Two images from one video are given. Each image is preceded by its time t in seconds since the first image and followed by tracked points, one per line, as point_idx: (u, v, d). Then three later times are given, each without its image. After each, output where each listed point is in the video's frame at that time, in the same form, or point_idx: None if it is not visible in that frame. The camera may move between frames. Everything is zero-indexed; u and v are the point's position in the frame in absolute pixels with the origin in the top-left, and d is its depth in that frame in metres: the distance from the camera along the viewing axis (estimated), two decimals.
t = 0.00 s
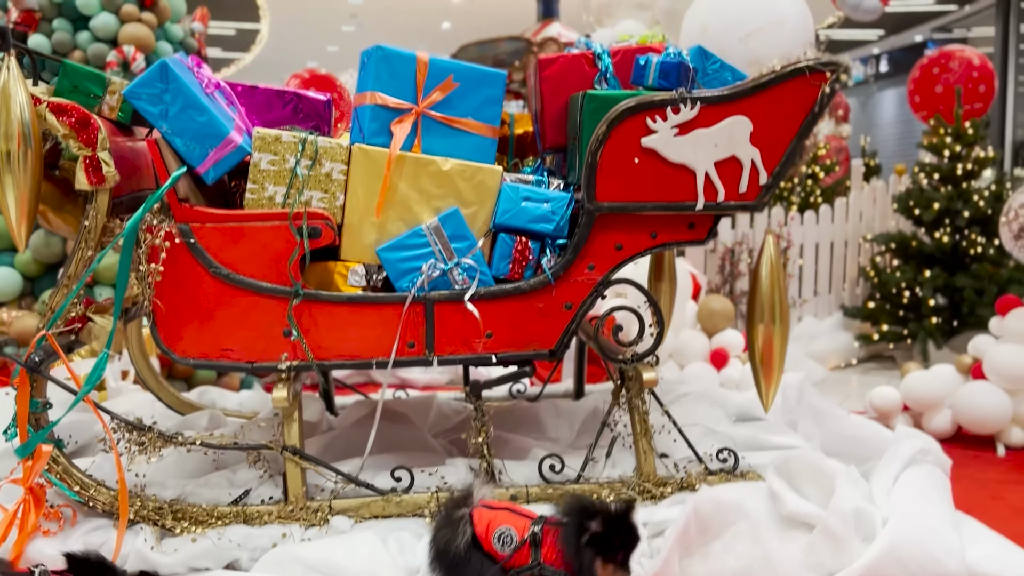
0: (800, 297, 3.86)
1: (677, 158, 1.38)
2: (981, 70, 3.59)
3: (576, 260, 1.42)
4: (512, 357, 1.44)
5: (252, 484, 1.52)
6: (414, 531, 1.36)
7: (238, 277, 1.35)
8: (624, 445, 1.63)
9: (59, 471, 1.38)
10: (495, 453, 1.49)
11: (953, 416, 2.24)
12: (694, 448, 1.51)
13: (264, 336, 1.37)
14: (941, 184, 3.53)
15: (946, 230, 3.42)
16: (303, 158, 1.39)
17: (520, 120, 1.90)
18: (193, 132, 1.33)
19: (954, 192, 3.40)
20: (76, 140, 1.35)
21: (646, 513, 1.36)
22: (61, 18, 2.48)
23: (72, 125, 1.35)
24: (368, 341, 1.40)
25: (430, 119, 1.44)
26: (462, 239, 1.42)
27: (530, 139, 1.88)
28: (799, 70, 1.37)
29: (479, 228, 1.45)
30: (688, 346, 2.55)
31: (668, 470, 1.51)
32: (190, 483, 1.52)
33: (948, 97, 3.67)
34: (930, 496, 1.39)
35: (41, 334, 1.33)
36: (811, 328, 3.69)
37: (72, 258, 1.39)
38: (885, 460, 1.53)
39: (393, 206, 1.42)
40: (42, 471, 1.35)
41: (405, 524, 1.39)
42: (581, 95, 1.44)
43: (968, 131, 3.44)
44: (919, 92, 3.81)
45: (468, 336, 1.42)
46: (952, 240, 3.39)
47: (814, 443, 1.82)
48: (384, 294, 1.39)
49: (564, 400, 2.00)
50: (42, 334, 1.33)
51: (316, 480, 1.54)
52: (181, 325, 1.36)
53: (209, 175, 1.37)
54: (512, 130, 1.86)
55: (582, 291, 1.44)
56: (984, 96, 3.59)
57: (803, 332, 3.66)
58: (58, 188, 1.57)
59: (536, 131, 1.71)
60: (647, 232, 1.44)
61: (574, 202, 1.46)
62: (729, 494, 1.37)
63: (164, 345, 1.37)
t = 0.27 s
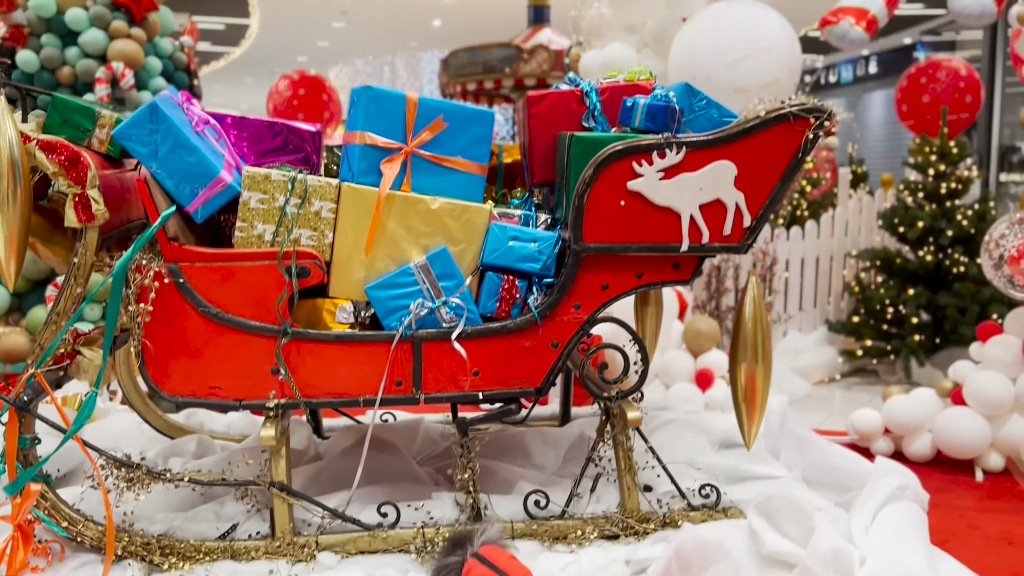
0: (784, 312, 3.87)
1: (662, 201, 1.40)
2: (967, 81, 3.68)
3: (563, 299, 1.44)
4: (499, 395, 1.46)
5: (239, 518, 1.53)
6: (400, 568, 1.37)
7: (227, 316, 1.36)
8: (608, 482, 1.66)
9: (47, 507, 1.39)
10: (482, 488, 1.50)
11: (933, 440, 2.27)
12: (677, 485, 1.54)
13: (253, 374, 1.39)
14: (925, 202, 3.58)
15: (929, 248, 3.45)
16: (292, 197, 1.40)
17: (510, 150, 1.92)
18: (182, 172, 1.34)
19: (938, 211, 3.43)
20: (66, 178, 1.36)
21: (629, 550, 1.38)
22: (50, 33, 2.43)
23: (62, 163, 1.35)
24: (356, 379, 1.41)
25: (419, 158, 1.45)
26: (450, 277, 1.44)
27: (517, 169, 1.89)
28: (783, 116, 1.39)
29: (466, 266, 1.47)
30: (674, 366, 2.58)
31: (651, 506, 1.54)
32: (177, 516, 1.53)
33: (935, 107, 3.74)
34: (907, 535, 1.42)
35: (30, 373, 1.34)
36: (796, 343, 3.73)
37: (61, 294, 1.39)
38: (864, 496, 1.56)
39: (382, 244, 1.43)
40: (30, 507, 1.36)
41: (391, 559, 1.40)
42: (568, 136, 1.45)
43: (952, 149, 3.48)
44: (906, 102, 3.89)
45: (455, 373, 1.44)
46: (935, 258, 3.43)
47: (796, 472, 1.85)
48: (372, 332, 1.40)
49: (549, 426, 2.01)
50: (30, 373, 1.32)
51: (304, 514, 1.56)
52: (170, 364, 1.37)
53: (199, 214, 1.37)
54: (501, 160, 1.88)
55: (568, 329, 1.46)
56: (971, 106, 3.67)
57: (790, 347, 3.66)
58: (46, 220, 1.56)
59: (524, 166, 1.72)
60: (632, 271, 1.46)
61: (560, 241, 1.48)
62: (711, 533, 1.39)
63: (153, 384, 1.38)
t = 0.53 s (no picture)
0: (769, 326, 3.83)
1: (647, 236, 1.42)
2: (951, 91, 3.73)
3: (549, 330, 1.45)
4: (485, 426, 1.47)
5: (224, 548, 1.53)
6: None
7: (214, 348, 1.37)
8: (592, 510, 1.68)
9: (33, 537, 1.39)
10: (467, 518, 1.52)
11: (913, 460, 2.30)
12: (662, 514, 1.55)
13: (239, 406, 1.39)
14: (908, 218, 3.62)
15: (911, 264, 3.49)
16: (280, 228, 1.40)
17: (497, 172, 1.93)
18: (170, 205, 1.34)
19: (920, 228, 3.48)
20: (53, 209, 1.36)
21: None
22: (36, 48, 2.35)
23: (49, 194, 1.35)
24: (342, 410, 1.42)
25: (407, 189, 1.46)
26: (436, 309, 1.45)
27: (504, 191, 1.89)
28: (767, 152, 1.41)
29: (453, 297, 1.48)
30: (659, 384, 2.60)
31: (635, 535, 1.55)
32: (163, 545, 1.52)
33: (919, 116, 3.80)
34: (884, 563, 1.46)
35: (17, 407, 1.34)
36: (779, 356, 3.77)
37: (48, 325, 1.39)
38: (844, 525, 1.58)
39: (369, 275, 1.44)
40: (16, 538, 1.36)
41: None
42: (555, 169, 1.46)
43: (934, 167, 3.53)
44: (890, 110, 3.97)
45: (441, 405, 1.45)
46: (917, 274, 3.48)
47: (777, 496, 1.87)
48: (358, 364, 1.41)
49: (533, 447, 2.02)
50: (16, 406, 1.32)
51: (290, 543, 1.57)
52: (156, 395, 1.37)
53: (187, 245, 1.38)
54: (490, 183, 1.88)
55: (553, 360, 1.47)
56: (954, 117, 3.72)
57: (772, 361, 3.72)
58: (32, 246, 1.55)
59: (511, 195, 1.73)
60: (617, 303, 1.48)
61: (546, 273, 1.49)
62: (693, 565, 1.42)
63: (139, 415, 1.38)
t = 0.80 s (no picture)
0: (752, 340, 3.79)
1: (631, 267, 1.43)
2: (931, 103, 3.79)
3: (534, 360, 1.46)
4: (470, 456, 1.47)
5: None
6: None
7: (199, 380, 1.37)
8: (577, 537, 1.69)
9: (14, 568, 1.37)
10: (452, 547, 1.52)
11: (893, 479, 2.33)
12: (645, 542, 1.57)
13: (224, 437, 1.39)
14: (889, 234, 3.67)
15: (892, 280, 3.53)
16: (264, 258, 1.40)
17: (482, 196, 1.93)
18: (154, 236, 1.34)
19: (901, 245, 3.52)
20: (35, 240, 1.35)
21: None
22: (17, 64, 2.31)
23: (32, 225, 1.34)
24: (327, 441, 1.42)
25: (392, 219, 1.46)
26: (422, 338, 1.45)
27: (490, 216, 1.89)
28: (750, 186, 1.44)
29: (439, 326, 1.48)
30: (642, 402, 2.61)
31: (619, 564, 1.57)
32: None
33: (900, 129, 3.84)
34: None
35: None
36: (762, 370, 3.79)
37: (29, 356, 1.38)
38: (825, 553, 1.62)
39: (354, 305, 1.44)
40: None
41: None
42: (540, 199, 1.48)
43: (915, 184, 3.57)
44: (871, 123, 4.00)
45: (426, 435, 1.45)
46: (899, 290, 3.52)
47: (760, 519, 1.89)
48: (343, 395, 1.41)
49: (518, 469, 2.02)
50: None
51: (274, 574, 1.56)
52: (140, 427, 1.37)
53: (171, 276, 1.37)
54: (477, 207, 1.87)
55: (538, 390, 1.48)
56: (934, 129, 3.78)
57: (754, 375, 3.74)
58: (13, 274, 1.54)
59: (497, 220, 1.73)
60: (602, 333, 1.49)
61: (532, 302, 1.50)
62: None
63: (122, 447, 1.38)
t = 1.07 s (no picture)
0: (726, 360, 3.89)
1: (607, 298, 1.45)
2: (899, 123, 3.89)
3: (511, 392, 1.46)
4: (446, 489, 1.46)
5: None
6: None
7: (171, 415, 1.34)
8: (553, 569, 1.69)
9: None
10: None
11: (865, 501, 2.37)
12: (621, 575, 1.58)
13: (196, 473, 1.36)
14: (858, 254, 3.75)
15: (863, 301, 3.59)
16: (238, 291, 1.39)
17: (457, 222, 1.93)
18: (126, 269, 1.31)
19: (871, 266, 3.60)
20: (3, 273, 1.32)
21: None
22: None
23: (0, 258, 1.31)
24: (301, 475, 1.40)
25: (368, 250, 1.46)
26: (397, 370, 1.44)
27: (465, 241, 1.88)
28: (723, 218, 1.46)
29: (414, 357, 1.48)
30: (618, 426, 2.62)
31: None
32: None
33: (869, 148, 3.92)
34: None
35: None
36: (736, 390, 3.83)
37: None
38: None
39: (328, 337, 1.43)
40: None
41: None
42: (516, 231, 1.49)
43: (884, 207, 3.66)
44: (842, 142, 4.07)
45: (402, 468, 1.44)
46: (869, 311, 3.59)
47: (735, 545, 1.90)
48: (317, 428, 1.39)
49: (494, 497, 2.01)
50: None
51: None
52: (111, 463, 1.34)
53: (142, 310, 1.35)
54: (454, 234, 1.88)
55: (514, 421, 1.48)
56: (903, 148, 3.89)
57: (728, 396, 3.78)
58: None
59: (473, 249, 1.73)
60: (578, 363, 1.50)
61: (508, 333, 1.50)
62: None
63: (92, 484, 1.35)
